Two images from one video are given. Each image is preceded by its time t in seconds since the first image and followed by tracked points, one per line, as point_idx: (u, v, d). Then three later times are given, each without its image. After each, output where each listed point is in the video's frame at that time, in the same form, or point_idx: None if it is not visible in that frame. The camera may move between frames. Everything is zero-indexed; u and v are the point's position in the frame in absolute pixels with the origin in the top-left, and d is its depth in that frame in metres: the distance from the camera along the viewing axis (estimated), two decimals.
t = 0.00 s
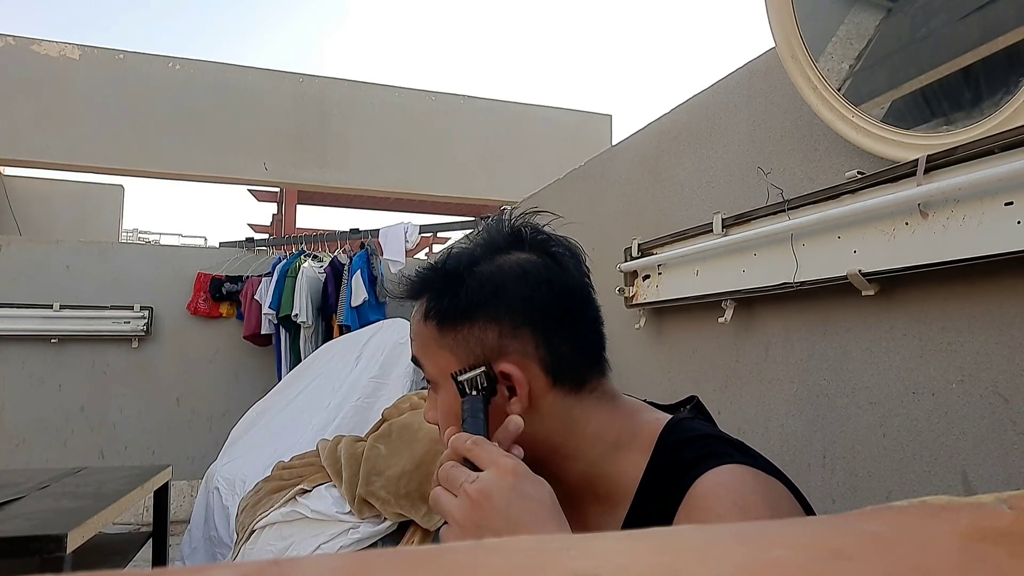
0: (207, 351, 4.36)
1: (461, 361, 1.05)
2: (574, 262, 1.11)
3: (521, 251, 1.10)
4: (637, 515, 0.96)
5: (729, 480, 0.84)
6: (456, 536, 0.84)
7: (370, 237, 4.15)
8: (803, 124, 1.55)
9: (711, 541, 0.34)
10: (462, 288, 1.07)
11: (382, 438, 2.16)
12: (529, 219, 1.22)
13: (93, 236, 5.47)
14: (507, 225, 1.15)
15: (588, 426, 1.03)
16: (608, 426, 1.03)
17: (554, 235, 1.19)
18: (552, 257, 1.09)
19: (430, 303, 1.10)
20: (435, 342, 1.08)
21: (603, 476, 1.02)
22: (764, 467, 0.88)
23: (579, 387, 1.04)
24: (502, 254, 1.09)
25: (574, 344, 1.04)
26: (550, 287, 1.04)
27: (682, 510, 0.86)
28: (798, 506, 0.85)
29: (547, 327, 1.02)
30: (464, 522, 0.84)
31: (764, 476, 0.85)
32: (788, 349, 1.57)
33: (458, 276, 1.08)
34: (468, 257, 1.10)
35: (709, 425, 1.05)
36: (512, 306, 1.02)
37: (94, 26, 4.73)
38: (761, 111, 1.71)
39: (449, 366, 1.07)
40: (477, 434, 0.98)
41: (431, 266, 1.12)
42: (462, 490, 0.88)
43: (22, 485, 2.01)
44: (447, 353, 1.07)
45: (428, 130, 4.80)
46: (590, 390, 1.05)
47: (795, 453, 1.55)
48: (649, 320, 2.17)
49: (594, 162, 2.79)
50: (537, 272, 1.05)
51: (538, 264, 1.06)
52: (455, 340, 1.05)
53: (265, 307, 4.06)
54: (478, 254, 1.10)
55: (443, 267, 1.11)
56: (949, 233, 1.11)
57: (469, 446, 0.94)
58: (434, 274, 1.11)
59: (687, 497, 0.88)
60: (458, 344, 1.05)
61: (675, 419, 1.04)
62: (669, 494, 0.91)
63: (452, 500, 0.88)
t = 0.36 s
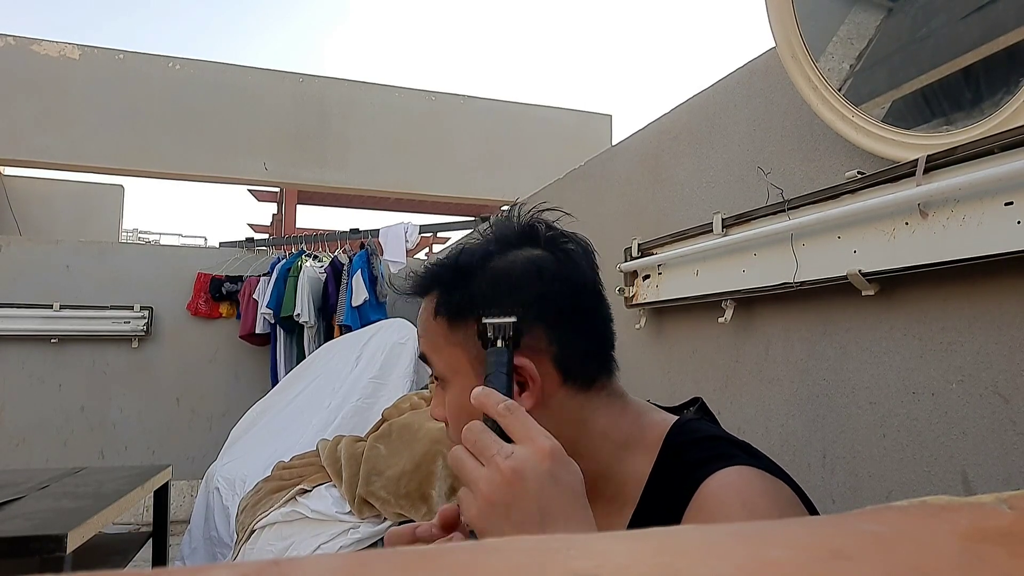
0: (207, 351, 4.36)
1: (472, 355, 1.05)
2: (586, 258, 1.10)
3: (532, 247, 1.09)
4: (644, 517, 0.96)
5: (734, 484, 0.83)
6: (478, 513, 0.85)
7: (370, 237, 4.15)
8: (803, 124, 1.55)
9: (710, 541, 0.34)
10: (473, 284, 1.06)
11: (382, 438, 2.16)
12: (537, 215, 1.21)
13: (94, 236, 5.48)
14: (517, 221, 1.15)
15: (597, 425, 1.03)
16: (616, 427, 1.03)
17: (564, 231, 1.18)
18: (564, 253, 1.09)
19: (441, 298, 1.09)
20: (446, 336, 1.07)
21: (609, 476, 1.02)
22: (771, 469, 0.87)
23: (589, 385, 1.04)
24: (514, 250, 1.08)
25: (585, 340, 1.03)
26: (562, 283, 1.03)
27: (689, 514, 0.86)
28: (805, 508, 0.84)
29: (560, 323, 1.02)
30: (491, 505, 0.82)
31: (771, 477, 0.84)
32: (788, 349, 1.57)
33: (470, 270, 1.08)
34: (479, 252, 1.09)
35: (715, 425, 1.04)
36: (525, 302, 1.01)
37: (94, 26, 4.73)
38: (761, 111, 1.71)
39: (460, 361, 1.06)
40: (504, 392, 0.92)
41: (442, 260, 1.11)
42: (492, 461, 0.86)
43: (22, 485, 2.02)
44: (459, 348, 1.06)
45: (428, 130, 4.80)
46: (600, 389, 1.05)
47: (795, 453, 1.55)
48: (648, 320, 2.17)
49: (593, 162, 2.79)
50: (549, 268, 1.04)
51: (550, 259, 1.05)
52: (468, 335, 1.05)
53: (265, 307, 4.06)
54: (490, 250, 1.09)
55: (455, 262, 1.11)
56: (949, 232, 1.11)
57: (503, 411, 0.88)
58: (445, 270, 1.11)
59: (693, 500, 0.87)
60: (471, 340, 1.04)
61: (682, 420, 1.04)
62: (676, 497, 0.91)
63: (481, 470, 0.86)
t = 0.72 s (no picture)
0: (207, 351, 4.36)
1: (462, 348, 1.09)
2: (579, 255, 1.11)
3: (525, 244, 1.12)
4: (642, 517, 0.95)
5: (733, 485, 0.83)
6: (491, 507, 0.87)
7: (370, 237, 4.15)
8: (803, 124, 1.55)
9: (710, 541, 0.34)
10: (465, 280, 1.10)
11: (382, 438, 2.15)
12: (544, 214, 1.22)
13: (94, 236, 5.48)
14: (514, 219, 1.18)
15: (589, 417, 1.03)
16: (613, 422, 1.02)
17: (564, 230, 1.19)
18: (555, 251, 1.10)
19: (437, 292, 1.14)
20: (439, 330, 1.12)
21: (603, 469, 1.02)
22: (771, 470, 0.87)
23: (577, 379, 1.04)
24: (505, 247, 1.11)
25: (572, 335, 1.04)
26: (546, 279, 1.05)
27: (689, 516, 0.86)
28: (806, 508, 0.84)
29: (543, 319, 1.03)
30: (500, 499, 0.85)
31: (770, 478, 0.85)
32: (787, 349, 1.57)
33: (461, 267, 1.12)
34: (472, 250, 1.14)
35: (714, 425, 1.04)
36: (508, 297, 1.05)
37: (94, 26, 4.73)
38: (760, 110, 1.71)
39: (452, 352, 1.11)
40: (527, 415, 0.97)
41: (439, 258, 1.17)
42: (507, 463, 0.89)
43: (22, 485, 2.02)
44: (450, 340, 1.11)
45: (427, 130, 4.80)
46: (591, 382, 1.05)
47: (795, 453, 1.55)
48: (648, 320, 2.17)
49: (594, 161, 2.79)
50: (535, 265, 1.06)
51: (538, 256, 1.07)
52: (456, 329, 1.09)
53: (265, 307, 4.06)
54: (482, 247, 1.13)
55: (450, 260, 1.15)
56: (949, 233, 1.11)
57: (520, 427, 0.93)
58: (443, 266, 1.15)
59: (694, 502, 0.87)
60: (459, 333, 1.09)
61: (682, 419, 1.02)
62: (676, 498, 0.91)
63: (495, 469, 0.89)
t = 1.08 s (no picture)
0: (207, 351, 4.36)
1: (471, 356, 1.02)
2: (563, 249, 1.15)
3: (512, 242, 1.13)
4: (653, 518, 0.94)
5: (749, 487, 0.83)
6: (551, 458, 0.76)
7: (370, 237, 4.15)
8: (803, 124, 1.55)
9: (711, 541, 0.34)
10: (461, 285, 1.06)
11: (382, 439, 2.15)
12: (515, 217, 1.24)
13: (94, 236, 5.48)
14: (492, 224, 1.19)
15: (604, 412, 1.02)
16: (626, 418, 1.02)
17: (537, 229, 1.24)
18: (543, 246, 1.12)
19: (430, 305, 1.08)
20: (440, 344, 1.05)
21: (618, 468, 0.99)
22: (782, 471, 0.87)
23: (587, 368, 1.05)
24: (494, 249, 1.11)
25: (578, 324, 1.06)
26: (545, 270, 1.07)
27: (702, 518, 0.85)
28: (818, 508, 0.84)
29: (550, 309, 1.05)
30: (572, 454, 0.74)
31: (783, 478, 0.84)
32: (787, 349, 1.57)
33: (453, 275, 1.09)
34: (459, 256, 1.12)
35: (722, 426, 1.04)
36: (514, 293, 1.04)
37: (93, 26, 4.73)
38: (760, 110, 1.71)
39: (457, 365, 1.03)
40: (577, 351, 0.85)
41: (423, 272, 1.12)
42: (578, 409, 0.77)
43: (22, 485, 2.01)
44: (454, 352, 1.04)
45: (427, 129, 4.80)
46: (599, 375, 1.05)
47: (795, 453, 1.55)
48: (649, 320, 2.17)
49: (594, 161, 2.79)
50: (531, 259, 1.08)
51: (531, 252, 1.09)
52: (462, 337, 1.03)
53: (265, 307, 4.06)
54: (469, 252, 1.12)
55: (437, 271, 1.12)
56: (949, 233, 1.11)
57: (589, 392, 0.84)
58: (429, 279, 1.11)
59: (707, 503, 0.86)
60: (466, 340, 1.03)
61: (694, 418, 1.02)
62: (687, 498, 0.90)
63: (561, 417, 0.77)
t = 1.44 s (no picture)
0: (207, 351, 4.36)
1: (522, 324, 0.96)
2: (583, 210, 1.11)
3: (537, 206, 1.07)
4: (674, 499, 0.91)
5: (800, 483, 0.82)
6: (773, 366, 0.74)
7: (370, 237, 4.15)
8: (803, 124, 1.55)
9: (710, 541, 0.34)
10: (499, 253, 1.00)
11: (382, 439, 2.15)
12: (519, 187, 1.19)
13: (94, 236, 5.48)
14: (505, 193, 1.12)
15: (643, 374, 1.00)
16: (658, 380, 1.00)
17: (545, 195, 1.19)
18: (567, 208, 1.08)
19: (467, 278, 1.00)
20: (486, 315, 0.98)
21: (653, 431, 0.96)
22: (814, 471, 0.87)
23: (628, 328, 1.02)
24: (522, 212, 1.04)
25: (613, 283, 1.04)
26: (580, 231, 1.03)
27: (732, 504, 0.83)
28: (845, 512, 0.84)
29: (592, 269, 1.01)
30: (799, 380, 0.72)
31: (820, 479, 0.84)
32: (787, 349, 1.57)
33: (487, 244, 1.01)
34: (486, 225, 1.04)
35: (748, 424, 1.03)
36: (558, 255, 0.99)
37: (93, 27, 4.72)
38: (760, 111, 1.71)
39: (510, 335, 0.97)
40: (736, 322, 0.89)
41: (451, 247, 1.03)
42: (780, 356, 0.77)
43: (22, 485, 2.02)
44: (504, 322, 0.97)
45: (427, 129, 4.81)
46: (633, 335, 1.04)
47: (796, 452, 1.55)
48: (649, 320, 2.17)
49: (593, 161, 2.79)
50: (564, 220, 1.03)
51: (561, 213, 1.04)
52: (512, 304, 0.97)
53: (265, 307, 4.06)
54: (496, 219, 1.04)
55: (466, 244, 1.03)
56: (949, 233, 1.12)
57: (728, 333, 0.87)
58: (459, 252, 1.02)
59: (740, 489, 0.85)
60: (517, 307, 0.96)
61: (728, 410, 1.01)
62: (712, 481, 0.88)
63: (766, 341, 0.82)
